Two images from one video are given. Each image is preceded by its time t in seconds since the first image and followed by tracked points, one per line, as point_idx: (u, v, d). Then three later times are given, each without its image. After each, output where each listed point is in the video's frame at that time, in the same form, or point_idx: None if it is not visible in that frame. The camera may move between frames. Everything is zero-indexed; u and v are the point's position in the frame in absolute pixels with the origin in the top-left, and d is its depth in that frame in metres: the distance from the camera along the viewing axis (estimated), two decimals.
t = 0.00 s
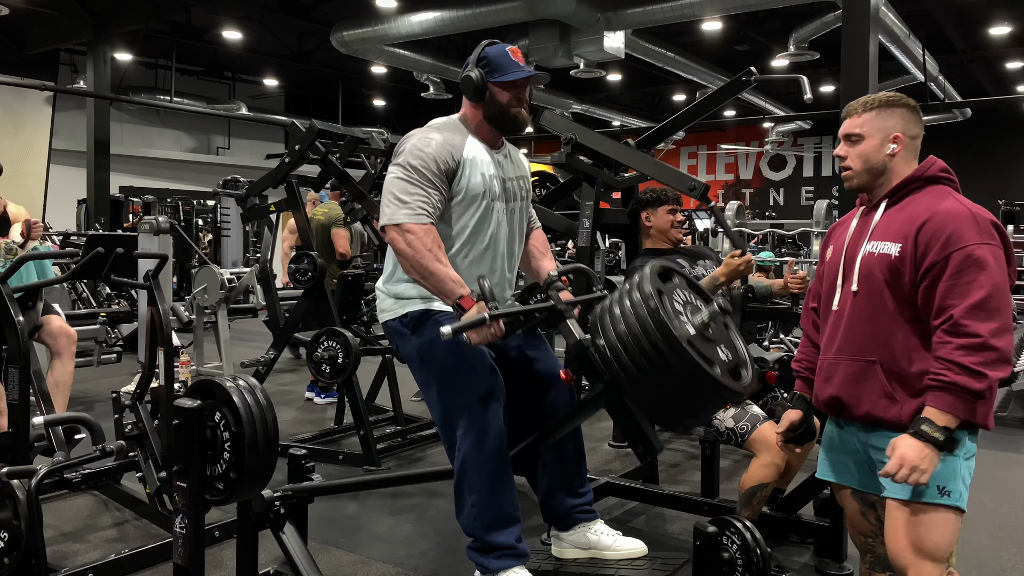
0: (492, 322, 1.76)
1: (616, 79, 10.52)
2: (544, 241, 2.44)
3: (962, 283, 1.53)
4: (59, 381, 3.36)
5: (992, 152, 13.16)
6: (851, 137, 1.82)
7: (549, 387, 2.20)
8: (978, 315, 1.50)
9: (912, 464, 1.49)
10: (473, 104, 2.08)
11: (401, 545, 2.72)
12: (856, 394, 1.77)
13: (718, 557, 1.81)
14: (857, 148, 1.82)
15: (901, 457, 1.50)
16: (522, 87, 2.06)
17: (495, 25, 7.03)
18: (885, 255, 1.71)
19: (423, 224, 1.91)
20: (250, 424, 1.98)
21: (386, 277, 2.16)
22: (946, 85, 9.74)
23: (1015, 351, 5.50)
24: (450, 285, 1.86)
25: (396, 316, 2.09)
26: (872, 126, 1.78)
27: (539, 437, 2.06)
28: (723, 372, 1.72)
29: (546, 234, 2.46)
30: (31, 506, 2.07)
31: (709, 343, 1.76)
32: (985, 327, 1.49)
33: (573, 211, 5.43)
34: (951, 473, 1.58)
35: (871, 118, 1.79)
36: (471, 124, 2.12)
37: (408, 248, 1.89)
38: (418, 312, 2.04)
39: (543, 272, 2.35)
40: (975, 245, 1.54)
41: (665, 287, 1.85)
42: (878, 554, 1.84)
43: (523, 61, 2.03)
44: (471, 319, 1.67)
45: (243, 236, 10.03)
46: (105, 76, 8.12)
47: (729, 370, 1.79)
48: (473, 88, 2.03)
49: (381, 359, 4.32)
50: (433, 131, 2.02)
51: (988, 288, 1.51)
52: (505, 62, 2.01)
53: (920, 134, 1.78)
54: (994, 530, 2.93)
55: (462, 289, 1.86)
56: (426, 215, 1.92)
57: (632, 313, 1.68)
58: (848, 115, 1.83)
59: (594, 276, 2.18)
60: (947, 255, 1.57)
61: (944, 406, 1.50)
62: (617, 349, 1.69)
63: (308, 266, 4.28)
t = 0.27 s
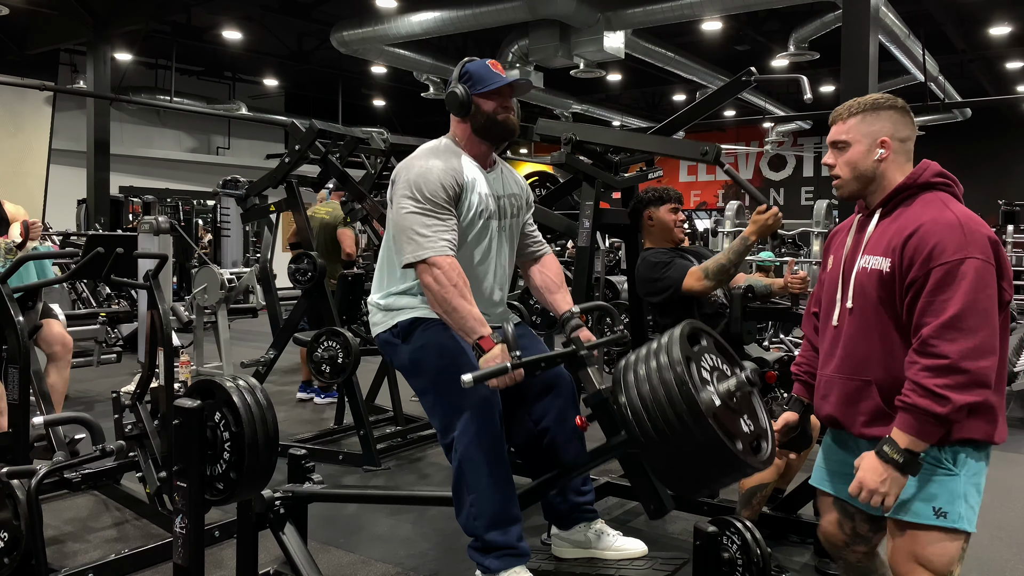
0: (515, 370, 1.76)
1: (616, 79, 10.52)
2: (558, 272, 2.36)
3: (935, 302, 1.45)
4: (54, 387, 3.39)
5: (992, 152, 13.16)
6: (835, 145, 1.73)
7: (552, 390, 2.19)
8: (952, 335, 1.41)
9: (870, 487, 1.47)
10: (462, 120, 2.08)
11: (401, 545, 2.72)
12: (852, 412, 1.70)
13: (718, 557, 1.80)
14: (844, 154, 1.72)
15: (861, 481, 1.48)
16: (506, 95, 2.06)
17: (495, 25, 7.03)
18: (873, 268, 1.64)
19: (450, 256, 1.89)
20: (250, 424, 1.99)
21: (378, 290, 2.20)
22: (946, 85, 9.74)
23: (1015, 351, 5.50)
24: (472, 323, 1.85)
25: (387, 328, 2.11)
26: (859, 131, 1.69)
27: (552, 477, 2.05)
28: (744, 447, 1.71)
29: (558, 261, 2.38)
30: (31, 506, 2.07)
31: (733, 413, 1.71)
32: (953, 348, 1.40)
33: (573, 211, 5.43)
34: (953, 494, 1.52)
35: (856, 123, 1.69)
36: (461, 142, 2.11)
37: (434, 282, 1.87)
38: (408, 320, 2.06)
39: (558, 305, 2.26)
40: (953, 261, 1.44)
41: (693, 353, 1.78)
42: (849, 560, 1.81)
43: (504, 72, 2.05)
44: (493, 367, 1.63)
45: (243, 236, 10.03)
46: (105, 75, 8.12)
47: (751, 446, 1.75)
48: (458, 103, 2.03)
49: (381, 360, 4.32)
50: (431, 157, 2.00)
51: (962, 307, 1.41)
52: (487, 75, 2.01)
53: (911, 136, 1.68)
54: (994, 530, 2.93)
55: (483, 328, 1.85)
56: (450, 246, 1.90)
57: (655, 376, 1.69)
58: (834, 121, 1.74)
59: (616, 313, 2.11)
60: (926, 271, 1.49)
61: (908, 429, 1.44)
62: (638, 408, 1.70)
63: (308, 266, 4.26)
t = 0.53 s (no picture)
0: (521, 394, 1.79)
1: (616, 79, 10.52)
2: (564, 284, 2.35)
3: (917, 303, 1.44)
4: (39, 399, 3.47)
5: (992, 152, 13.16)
6: (820, 145, 1.71)
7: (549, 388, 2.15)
8: (934, 336, 1.40)
9: (891, 513, 1.41)
10: (461, 135, 2.08)
11: (401, 545, 2.72)
12: (838, 415, 1.69)
13: (718, 557, 1.83)
14: (831, 155, 1.70)
15: (879, 508, 1.43)
16: (505, 108, 2.07)
17: (495, 25, 7.03)
18: (855, 269, 1.63)
19: (466, 271, 1.89)
20: (250, 423, 1.99)
21: (374, 299, 2.20)
22: (946, 85, 9.74)
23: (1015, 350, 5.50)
24: (482, 344, 1.85)
25: (381, 337, 2.12)
26: (844, 131, 1.67)
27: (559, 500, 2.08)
28: (751, 486, 1.68)
29: (564, 275, 2.37)
30: (31, 506, 2.07)
31: (740, 450, 1.68)
32: (936, 349, 1.39)
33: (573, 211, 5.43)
34: (942, 499, 1.49)
35: (841, 122, 1.68)
36: (461, 156, 2.11)
37: (449, 300, 1.87)
38: (403, 326, 2.06)
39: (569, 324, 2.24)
40: (933, 261, 1.43)
41: (706, 387, 1.75)
42: (834, 560, 1.78)
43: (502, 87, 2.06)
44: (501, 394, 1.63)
45: (243, 236, 10.03)
46: (105, 76, 8.13)
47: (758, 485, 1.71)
48: (457, 119, 2.04)
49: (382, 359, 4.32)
50: (435, 173, 1.98)
51: (942, 308, 1.40)
52: (485, 90, 2.03)
53: (898, 136, 1.66)
54: (994, 530, 2.93)
55: (492, 349, 1.85)
56: (464, 260, 1.90)
57: (662, 414, 1.67)
58: (822, 120, 1.72)
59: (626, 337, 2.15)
60: (908, 271, 1.48)
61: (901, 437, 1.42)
62: (649, 445, 1.67)
63: (308, 266, 4.23)
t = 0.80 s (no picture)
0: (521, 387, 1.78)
1: (616, 79, 10.52)
2: (562, 280, 2.35)
3: (904, 294, 1.43)
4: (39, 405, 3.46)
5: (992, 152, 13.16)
6: (807, 142, 1.71)
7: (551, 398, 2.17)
8: (920, 327, 1.39)
9: (858, 490, 1.38)
10: (458, 132, 2.07)
11: (401, 545, 2.72)
12: (819, 409, 1.67)
13: (718, 557, 1.84)
14: (816, 153, 1.70)
15: (846, 483, 1.40)
16: (502, 108, 2.07)
17: (495, 25, 7.04)
18: (838, 263, 1.63)
19: (462, 268, 1.89)
20: (250, 423, 1.99)
21: (374, 296, 2.19)
22: (946, 85, 9.74)
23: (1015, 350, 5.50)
24: (479, 339, 1.86)
25: (379, 335, 2.12)
26: (830, 130, 1.66)
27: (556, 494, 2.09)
28: (749, 476, 1.63)
29: (562, 272, 2.36)
30: (31, 506, 2.07)
31: (738, 445, 1.62)
32: (923, 339, 1.38)
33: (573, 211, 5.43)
34: (923, 496, 1.49)
35: (828, 120, 1.66)
36: (459, 154, 2.10)
37: (445, 296, 1.87)
38: (402, 326, 2.05)
39: (567, 319, 2.24)
40: (919, 254, 1.43)
41: (702, 378, 1.70)
42: (816, 555, 1.78)
43: (501, 86, 2.06)
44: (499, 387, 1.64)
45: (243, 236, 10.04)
46: (105, 75, 8.13)
47: (756, 474, 1.67)
48: (456, 118, 2.04)
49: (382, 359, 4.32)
50: (431, 169, 1.99)
51: (928, 299, 1.39)
52: (485, 88, 2.03)
53: (882, 136, 1.67)
54: (994, 530, 2.93)
55: (491, 344, 1.85)
56: (460, 258, 1.90)
57: (661, 405, 1.60)
58: (809, 117, 1.70)
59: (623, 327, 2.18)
60: (895, 263, 1.47)
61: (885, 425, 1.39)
62: (649, 448, 1.61)
63: (308, 266, 4.23)
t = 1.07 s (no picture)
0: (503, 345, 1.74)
1: (616, 79, 10.52)
2: (553, 253, 2.36)
3: (896, 292, 1.44)
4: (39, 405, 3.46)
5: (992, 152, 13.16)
6: (808, 139, 1.71)
7: (549, 387, 2.12)
8: (909, 325, 1.40)
9: (819, 466, 1.48)
10: (462, 112, 2.08)
11: (401, 545, 2.72)
12: (813, 403, 1.67)
13: (718, 557, 1.84)
14: (816, 151, 1.71)
15: (811, 460, 1.50)
16: (512, 104, 2.06)
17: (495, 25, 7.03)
18: (835, 257, 1.63)
19: (436, 241, 1.89)
20: (250, 423, 1.98)
21: (381, 284, 2.16)
22: (946, 85, 9.73)
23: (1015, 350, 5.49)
24: (459, 303, 1.84)
25: (387, 321, 2.10)
26: (830, 128, 1.67)
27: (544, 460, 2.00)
28: (734, 409, 1.65)
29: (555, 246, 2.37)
30: (31, 506, 2.07)
31: (722, 375, 1.67)
32: (910, 338, 1.39)
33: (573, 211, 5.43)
34: (918, 495, 1.50)
35: (828, 119, 1.67)
36: (459, 131, 2.12)
37: (420, 267, 1.86)
38: (408, 316, 2.03)
39: (553, 288, 2.27)
40: (911, 253, 1.44)
41: (680, 317, 1.76)
42: (817, 557, 1.77)
43: (516, 78, 2.04)
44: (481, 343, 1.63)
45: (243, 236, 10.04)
46: (105, 76, 8.13)
47: (740, 405, 1.70)
48: (463, 96, 2.03)
49: (382, 359, 4.32)
50: (423, 144, 2.00)
51: (917, 298, 1.40)
52: (498, 77, 2.01)
53: (883, 135, 1.66)
54: (994, 530, 2.93)
55: (473, 309, 1.84)
56: (435, 231, 1.90)
57: (644, 343, 1.63)
58: (809, 116, 1.72)
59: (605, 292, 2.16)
60: (888, 261, 1.48)
61: (865, 417, 1.43)
62: (628, 378, 1.64)
63: (308, 266, 4.24)
